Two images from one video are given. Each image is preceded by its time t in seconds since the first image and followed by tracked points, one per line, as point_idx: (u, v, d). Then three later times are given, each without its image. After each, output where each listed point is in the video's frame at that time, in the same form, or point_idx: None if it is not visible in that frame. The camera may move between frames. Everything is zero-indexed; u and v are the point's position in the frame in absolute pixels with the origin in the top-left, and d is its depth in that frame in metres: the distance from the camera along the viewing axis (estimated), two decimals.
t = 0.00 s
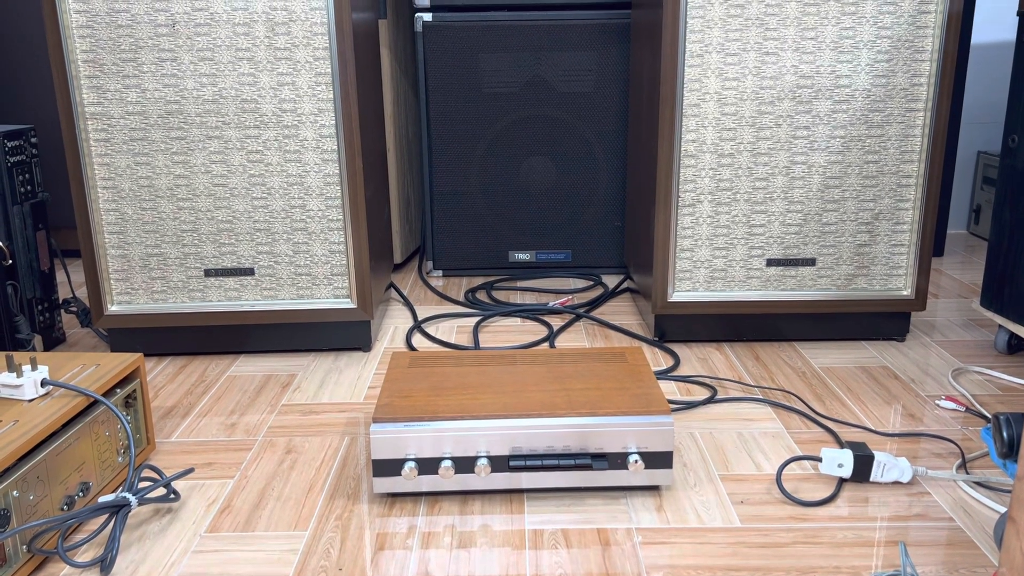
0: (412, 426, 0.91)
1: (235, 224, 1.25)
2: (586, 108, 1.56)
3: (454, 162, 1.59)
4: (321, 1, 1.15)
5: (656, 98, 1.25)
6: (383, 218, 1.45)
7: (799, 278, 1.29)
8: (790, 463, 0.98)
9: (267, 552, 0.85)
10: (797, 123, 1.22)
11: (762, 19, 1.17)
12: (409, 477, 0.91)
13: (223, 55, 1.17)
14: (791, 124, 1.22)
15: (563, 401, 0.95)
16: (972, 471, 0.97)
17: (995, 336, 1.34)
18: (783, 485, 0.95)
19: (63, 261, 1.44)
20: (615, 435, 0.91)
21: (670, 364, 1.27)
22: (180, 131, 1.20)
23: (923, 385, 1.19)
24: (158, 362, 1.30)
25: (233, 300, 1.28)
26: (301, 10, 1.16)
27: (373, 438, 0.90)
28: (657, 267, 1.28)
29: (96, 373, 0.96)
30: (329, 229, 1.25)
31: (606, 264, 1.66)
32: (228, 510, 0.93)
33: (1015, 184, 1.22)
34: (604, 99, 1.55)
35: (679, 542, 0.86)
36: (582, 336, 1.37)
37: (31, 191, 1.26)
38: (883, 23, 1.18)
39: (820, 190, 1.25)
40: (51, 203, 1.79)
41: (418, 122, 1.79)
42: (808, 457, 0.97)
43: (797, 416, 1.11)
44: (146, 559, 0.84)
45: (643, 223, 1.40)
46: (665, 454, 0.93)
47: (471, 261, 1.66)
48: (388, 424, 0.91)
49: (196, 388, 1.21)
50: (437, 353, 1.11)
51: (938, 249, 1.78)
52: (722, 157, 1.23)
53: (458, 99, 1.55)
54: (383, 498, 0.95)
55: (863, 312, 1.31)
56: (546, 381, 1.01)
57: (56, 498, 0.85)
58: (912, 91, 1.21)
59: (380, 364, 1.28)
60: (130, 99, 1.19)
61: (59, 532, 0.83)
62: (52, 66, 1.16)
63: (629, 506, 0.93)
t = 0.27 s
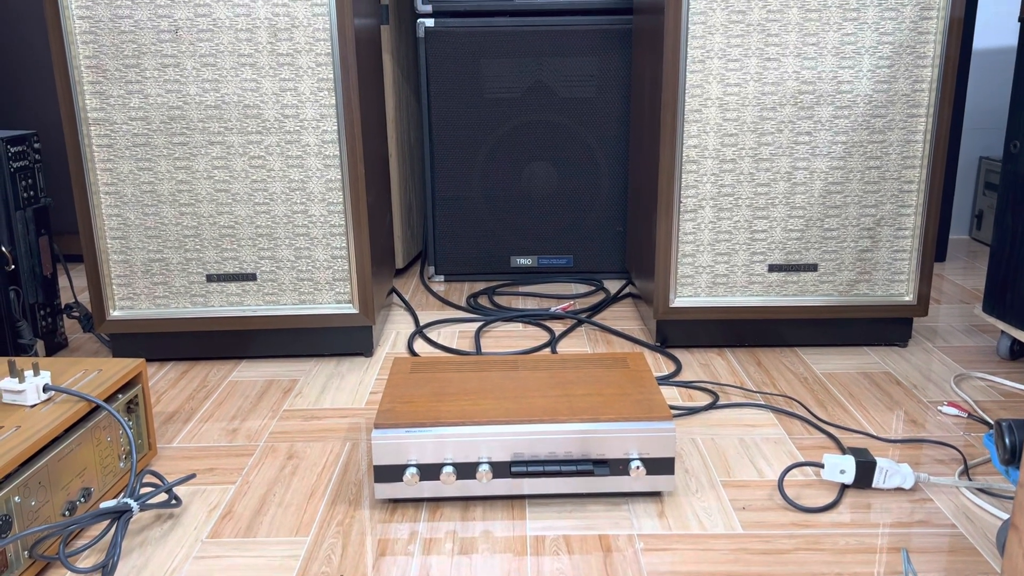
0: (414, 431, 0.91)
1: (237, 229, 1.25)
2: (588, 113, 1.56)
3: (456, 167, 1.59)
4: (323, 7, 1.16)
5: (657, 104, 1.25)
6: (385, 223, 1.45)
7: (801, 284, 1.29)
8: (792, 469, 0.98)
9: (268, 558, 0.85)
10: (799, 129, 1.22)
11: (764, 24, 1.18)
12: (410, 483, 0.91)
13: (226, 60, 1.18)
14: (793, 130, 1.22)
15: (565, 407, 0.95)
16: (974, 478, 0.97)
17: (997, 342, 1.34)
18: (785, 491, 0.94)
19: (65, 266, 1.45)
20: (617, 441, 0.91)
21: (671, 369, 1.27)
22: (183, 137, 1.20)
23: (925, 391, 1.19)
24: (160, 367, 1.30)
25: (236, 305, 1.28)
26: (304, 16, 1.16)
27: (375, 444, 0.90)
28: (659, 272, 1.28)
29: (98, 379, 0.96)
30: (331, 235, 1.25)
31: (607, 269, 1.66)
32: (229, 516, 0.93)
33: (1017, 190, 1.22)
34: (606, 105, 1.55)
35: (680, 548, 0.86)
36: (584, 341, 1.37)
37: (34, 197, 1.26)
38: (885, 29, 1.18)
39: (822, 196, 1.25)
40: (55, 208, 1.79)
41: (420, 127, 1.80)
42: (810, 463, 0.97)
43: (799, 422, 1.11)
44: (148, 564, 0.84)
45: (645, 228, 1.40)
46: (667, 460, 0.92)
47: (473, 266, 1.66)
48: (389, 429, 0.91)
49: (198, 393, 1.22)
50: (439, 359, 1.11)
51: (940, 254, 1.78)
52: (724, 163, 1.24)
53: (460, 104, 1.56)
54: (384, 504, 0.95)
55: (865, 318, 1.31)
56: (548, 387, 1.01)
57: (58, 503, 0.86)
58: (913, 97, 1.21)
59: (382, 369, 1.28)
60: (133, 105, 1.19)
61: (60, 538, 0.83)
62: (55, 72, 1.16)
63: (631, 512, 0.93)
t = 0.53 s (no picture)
0: (416, 438, 0.91)
1: (240, 236, 1.25)
2: (590, 120, 1.56)
3: (458, 174, 1.60)
4: (326, 15, 1.16)
5: (659, 111, 1.25)
6: (387, 230, 1.45)
7: (803, 291, 1.29)
8: (794, 477, 0.97)
9: (269, 566, 0.85)
10: (801, 136, 1.22)
11: (765, 32, 1.18)
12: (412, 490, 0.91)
13: (229, 68, 1.18)
14: (794, 137, 1.22)
15: (567, 415, 0.95)
16: (977, 485, 0.97)
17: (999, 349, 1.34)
18: (787, 499, 0.94)
19: (68, 272, 1.45)
20: (619, 448, 0.91)
21: (674, 377, 1.27)
22: (186, 144, 1.21)
23: (927, 398, 1.19)
24: (162, 373, 1.30)
25: (238, 312, 1.29)
26: (307, 24, 1.17)
27: (377, 451, 0.90)
28: (661, 279, 1.28)
29: (101, 386, 0.96)
30: (333, 242, 1.25)
31: (609, 275, 1.66)
32: (231, 523, 0.93)
33: (1019, 197, 1.22)
34: (608, 112, 1.56)
35: (682, 556, 0.86)
36: (586, 348, 1.37)
37: (37, 203, 1.27)
38: (886, 36, 1.19)
39: (824, 203, 1.25)
40: (58, 214, 1.80)
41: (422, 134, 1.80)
42: (812, 470, 0.97)
43: (801, 430, 1.11)
44: (150, 572, 0.84)
45: (647, 235, 1.40)
46: (668, 468, 0.92)
47: (475, 272, 1.66)
48: (391, 437, 0.91)
49: (200, 400, 1.22)
50: (441, 366, 1.11)
51: (942, 261, 1.78)
52: (726, 170, 1.24)
53: (463, 111, 1.56)
54: (386, 511, 0.95)
55: (867, 325, 1.31)
56: (550, 394, 1.01)
57: (60, 510, 0.86)
58: (915, 105, 1.21)
59: (384, 376, 1.28)
60: (136, 112, 1.19)
61: (63, 545, 0.83)
62: (59, 79, 1.17)
63: (633, 520, 0.93)
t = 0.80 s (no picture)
0: (418, 448, 0.91)
1: (243, 245, 1.25)
2: (592, 129, 1.57)
3: (460, 182, 1.60)
4: (330, 25, 1.17)
5: (661, 121, 1.25)
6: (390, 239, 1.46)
7: (806, 300, 1.29)
8: (797, 487, 0.97)
9: None
10: (803, 146, 1.23)
11: (767, 42, 1.19)
12: (414, 500, 0.91)
13: (233, 77, 1.19)
14: (796, 147, 1.23)
15: (569, 424, 0.95)
16: (980, 496, 0.96)
17: (1002, 359, 1.33)
18: (790, 509, 0.94)
19: (72, 281, 1.45)
20: (621, 458, 0.91)
21: (676, 386, 1.27)
22: (190, 154, 1.21)
23: (930, 408, 1.18)
24: (165, 382, 1.30)
25: (241, 321, 1.29)
26: (311, 34, 1.17)
27: (379, 460, 0.91)
28: (663, 288, 1.28)
29: (104, 395, 0.96)
30: (336, 251, 1.26)
31: (611, 284, 1.66)
32: (233, 532, 0.93)
33: (1020, 207, 1.22)
34: (610, 121, 1.56)
35: (685, 566, 0.86)
36: (588, 356, 1.37)
37: (41, 213, 1.27)
38: (888, 47, 1.19)
39: (826, 213, 1.25)
40: (62, 223, 1.81)
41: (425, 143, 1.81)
42: (815, 480, 0.97)
43: (804, 439, 1.11)
44: None
45: (649, 244, 1.40)
46: (671, 478, 0.92)
47: (477, 281, 1.66)
48: (394, 446, 0.91)
49: (203, 409, 1.22)
50: (444, 375, 1.11)
51: (945, 270, 1.78)
52: (728, 180, 1.24)
53: (465, 120, 1.56)
54: (388, 521, 0.95)
55: (870, 334, 1.31)
56: (552, 404, 1.01)
57: (63, 520, 0.86)
58: (917, 115, 1.22)
59: (386, 385, 1.28)
60: (140, 122, 1.20)
61: (65, 555, 0.84)
62: (64, 90, 1.17)
63: (635, 530, 0.93)
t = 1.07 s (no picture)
0: (421, 460, 0.91)
1: (246, 256, 1.26)
2: (595, 140, 1.57)
3: (463, 193, 1.61)
4: (334, 37, 1.17)
5: (663, 132, 1.26)
6: (392, 249, 1.46)
7: (808, 311, 1.29)
8: (800, 499, 0.97)
9: None
10: (805, 158, 1.23)
11: (769, 54, 1.19)
12: (417, 511, 0.91)
13: (237, 89, 1.19)
14: (798, 158, 1.23)
15: (572, 436, 0.95)
16: (983, 508, 0.96)
17: (1004, 370, 1.33)
18: (793, 521, 0.94)
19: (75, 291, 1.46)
20: (624, 470, 0.91)
21: (679, 397, 1.27)
22: (194, 165, 1.22)
23: (933, 419, 1.18)
24: (167, 392, 1.30)
25: (244, 331, 1.29)
26: (314, 46, 1.18)
27: (382, 472, 0.91)
28: (665, 299, 1.28)
29: (108, 406, 0.96)
30: (339, 261, 1.26)
31: (614, 294, 1.66)
32: (236, 544, 0.93)
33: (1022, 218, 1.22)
34: (612, 131, 1.57)
35: None
36: (590, 367, 1.37)
37: (45, 223, 1.27)
38: (890, 58, 1.19)
39: (828, 224, 1.25)
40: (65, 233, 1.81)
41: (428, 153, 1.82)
42: (818, 492, 0.97)
43: (807, 451, 1.10)
44: None
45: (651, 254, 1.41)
46: (674, 490, 0.92)
47: (480, 291, 1.67)
48: (396, 458, 0.91)
49: (206, 419, 1.22)
50: (446, 386, 1.11)
51: (947, 281, 1.78)
52: (730, 191, 1.24)
53: (468, 131, 1.57)
54: (391, 532, 0.95)
55: (872, 345, 1.31)
56: (555, 415, 1.01)
57: (66, 531, 0.86)
58: (918, 126, 1.22)
59: (389, 395, 1.28)
60: (144, 133, 1.20)
61: (68, 566, 0.83)
62: (68, 101, 1.18)
63: (638, 542, 0.93)
